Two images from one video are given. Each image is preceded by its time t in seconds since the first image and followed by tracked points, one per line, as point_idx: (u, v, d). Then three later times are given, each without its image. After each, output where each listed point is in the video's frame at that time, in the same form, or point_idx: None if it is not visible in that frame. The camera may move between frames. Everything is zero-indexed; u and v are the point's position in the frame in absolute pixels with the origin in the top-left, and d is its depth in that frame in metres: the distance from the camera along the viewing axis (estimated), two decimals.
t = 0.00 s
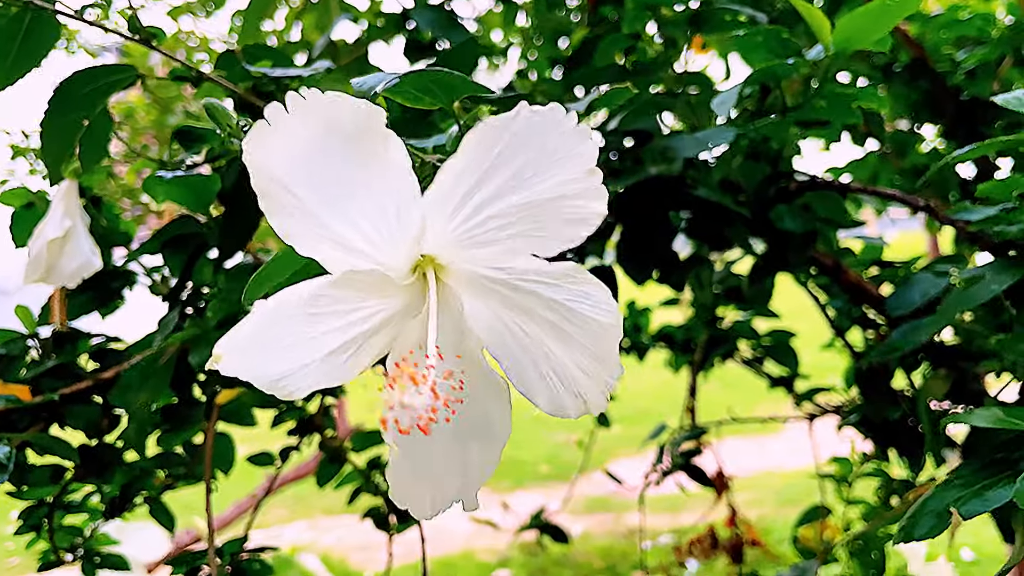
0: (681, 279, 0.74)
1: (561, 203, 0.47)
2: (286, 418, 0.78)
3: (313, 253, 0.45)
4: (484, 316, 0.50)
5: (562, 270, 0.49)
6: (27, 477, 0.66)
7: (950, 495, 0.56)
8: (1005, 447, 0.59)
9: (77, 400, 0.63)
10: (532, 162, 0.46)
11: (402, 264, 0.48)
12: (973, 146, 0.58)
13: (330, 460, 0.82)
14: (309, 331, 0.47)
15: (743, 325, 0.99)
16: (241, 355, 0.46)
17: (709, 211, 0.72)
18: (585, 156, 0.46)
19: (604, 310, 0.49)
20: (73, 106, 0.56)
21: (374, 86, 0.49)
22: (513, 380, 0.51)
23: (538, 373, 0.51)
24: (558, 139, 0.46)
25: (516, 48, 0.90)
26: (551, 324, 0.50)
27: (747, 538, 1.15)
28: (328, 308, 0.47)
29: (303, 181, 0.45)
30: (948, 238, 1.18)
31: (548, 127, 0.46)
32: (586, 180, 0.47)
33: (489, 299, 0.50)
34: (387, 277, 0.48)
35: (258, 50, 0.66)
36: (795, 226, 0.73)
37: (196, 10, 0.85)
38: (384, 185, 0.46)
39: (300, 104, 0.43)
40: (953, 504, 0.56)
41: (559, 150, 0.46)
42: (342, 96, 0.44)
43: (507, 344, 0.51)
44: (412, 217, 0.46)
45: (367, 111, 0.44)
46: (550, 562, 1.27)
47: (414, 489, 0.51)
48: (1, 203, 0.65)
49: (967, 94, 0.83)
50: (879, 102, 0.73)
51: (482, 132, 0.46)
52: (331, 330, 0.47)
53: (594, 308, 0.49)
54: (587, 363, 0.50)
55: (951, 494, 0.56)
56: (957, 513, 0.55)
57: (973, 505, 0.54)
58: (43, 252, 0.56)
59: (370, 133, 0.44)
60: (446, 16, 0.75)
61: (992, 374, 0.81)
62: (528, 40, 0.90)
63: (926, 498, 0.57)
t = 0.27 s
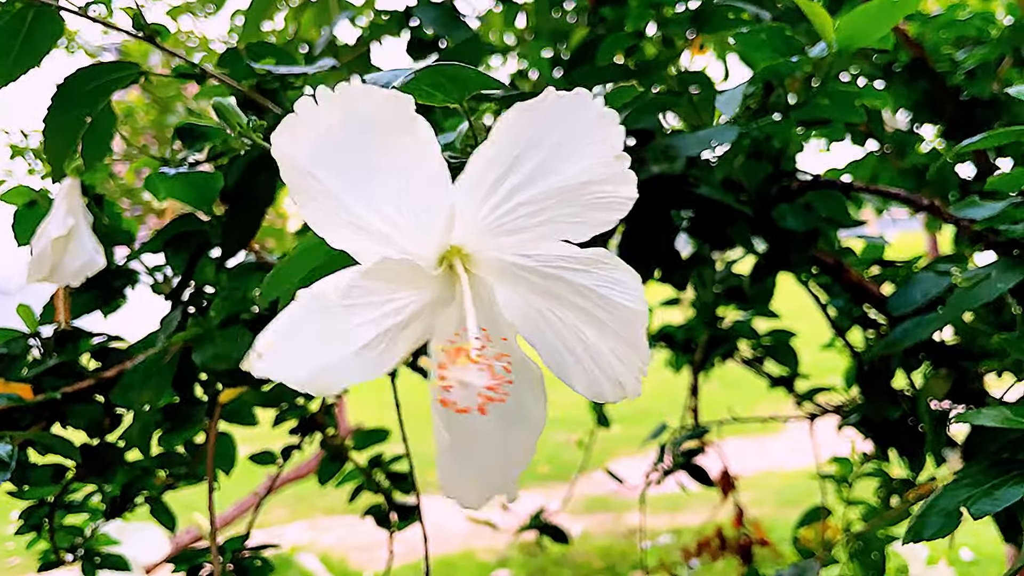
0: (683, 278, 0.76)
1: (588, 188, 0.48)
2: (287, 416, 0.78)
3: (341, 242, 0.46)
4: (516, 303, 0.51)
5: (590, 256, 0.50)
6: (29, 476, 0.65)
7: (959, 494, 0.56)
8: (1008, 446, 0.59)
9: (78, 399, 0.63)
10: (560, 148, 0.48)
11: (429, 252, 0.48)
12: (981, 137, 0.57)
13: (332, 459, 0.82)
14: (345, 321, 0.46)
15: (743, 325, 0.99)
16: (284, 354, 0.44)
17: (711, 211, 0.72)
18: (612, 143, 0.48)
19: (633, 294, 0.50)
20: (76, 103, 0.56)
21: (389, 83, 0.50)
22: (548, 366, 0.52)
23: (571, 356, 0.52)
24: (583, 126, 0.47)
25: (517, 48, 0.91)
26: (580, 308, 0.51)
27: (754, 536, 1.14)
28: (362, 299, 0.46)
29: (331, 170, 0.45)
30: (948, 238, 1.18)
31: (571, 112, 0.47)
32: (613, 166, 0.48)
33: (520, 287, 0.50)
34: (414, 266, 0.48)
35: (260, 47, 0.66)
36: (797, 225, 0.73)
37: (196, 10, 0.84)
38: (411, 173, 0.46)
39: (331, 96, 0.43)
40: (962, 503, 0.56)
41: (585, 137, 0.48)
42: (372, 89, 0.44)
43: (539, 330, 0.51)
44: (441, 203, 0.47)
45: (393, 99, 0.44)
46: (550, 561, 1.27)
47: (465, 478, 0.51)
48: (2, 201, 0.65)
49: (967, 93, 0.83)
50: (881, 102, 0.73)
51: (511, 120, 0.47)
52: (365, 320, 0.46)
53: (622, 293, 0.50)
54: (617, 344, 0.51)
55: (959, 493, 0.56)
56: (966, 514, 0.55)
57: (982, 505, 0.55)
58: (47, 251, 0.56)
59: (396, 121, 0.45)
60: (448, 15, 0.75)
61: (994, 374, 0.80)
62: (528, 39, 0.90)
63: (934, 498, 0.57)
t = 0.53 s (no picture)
0: (681, 281, 0.76)
1: (637, 219, 0.46)
2: (286, 421, 0.78)
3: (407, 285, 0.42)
4: (565, 331, 0.48)
5: (638, 282, 0.48)
6: (29, 482, 0.66)
7: (955, 501, 0.56)
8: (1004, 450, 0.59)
9: (78, 405, 0.63)
10: (613, 180, 0.45)
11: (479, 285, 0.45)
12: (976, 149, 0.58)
13: (331, 462, 0.82)
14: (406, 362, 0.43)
15: (741, 326, 0.99)
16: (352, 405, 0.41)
17: (707, 213, 0.73)
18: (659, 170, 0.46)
19: (674, 317, 0.49)
20: (74, 115, 0.58)
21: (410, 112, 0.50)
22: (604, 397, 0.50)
23: (614, 379, 0.50)
24: (636, 156, 0.45)
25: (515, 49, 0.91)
26: (631, 337, 0.49)
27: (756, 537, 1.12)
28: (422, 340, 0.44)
29: (408, 214, 0.42)
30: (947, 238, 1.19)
31: (626, 143, 0.45)
32: (662, 194, 0.46)
33: (573, 319, 0.48)
34: (464, 299, 0.45)
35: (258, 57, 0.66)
36: (795, 228, 0.73)
37: (195, 10, 0.84)
38: (476, 210, 0.43)
39: (407, 139, 0.41)
40: (958, 511, 0.56)
41: (636, 166, 0.45)
42: (439, 124, 0.42)
43: (593, 361, 0.49)
44: (503, 239, 0.44)
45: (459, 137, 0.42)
46: (549, 561, 1.29)
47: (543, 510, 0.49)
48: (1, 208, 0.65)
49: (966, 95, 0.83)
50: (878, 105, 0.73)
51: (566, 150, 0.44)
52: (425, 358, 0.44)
53: (664, 315, 0.48)
54: (670, 372, 0.50)
55: (956, 500, 0.56)
56: (961, 521, 0.55)
57: (978, 512, 0.55)
58: (45, 261, 0.56)
59: (463, 158, 0.42)
60: (447, 18, 0.75)
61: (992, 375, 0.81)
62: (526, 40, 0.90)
63: (931, 505, 0.57)
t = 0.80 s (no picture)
0: (678, 280, 0.75)
1: (513, 161, 0.36)
2: (284, 419, 0.78)
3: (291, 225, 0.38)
4: (436, 279, 0.39)
5: (518, 231, 0.38)
6: (28, 480, 0.66)
7: (949, 498, 0.56)
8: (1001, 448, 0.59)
9: (77, 402, 0.63)
10: (486, 117, 0.36)
11: (361, 227, 0.38)
12: (988, 158, 0.57)
13: (330, 461, 0.82)
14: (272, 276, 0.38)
15: (740, 326, 0.99)
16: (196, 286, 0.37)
17: (705, 214, 0.72)
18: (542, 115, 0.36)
19: (561, 277, 0.38)
20: (74, 109, 0.56)
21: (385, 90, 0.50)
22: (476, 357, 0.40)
23: (488, 339, 0.39)
24: (518, 94, 0.36)
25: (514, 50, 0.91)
26: (505, 286, 0.38)
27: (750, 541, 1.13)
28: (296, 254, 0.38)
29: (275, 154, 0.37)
30: (945, 238, 1.19)
31: (502, 83, 0.36)
32: (540, 140, 0.36)
33: (449, 265, 0.39)
34: (340, 234, 0.38)
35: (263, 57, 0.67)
36: (793, 229, 0.73)
37: (193, 11, 0.84)
38: (355, 144, 0.37)
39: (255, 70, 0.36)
40: (952, 507, 0.56)
41: (511, 101, 0.36)
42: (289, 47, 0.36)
43: (464, 317, 0.39)
44: (370, 172, 0.37)
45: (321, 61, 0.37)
46: (548, 562, 1.28)
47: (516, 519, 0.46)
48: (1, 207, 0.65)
49: (964, 95, 0.83)
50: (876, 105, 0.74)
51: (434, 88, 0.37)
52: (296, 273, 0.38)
53: (550, 272, 0.38)
54: (551, 336, 0.39)
55: (950, 497, 0.56)
56: (956, 516, 0.55)
57: (972, 509, 0.54)
58: (45, 257, 0.56)
59: (329, 89, 0.37)
60: (444, 21, 0.75)
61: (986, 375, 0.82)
62: (525, 41, 0.91)
63: (927, 501, 0.57)
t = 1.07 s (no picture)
0: (679, 277, 0.75)
1: (590, 193, 0.46)
2: (284, 415, 0.78)
3: (348, 236, 0.43)
4: (515, 306, 0.49)
5: (588, 258, 0.47)
6: (27, 474, 0.66)
7: (948, 483, 0.57)
8: (1002, 439, 0.60)
9: (78, 395, 0.63)
10: (566, 153, 0.45)
11: (427, 246, 0.45)
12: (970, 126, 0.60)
13: (329, 458, 0.82)
14: (354, 312, 0.44)
15: (740, 325, 0.99)
16: (274, 326, 0.42)
17: (707, 211, 0.73)
18: (616, 150, 0.45)
19: (621, 300, 0.48)
20: (78, 101, 0.56)
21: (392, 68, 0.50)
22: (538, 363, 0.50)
23: (566, 358, 0.49)
24: (593, 134, 0.45)
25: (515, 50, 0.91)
26: (571, 307, 0.48)
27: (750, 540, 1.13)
28: (365, 288, 0.44)
29: (337, 159, 0.42)
30: (943, 239, 1.19)
31: (581, 119, 0.45)
32: (614, 171, 0.46)
33: (515, 286, 0.48)
34: (414, 258, 0.45)
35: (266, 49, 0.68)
36: (793, 226, 0.73)
37: (194, 11, 0.85)
38: (429, 174, 0.44)
39: (343, 82, 0.41)
40: (951, 493, 0.56)
41: (591, 142, 0.45)
42: (383, 78, 0.41)
43: (534, 329, 0.49)
44: (446, 200, 0.45)
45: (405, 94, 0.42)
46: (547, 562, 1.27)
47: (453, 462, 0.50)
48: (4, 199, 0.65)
49: (963, 95, 0.84)
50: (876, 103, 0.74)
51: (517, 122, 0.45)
52: (366, 311, 0.44)
53: (618, 298, 0.48)
54: (608, 347, 0.49)
55: (948, 483, 0.56)
56: (954, 501, 0.55)
57: (970, 493, 0.55)
58: (48, 247, 0.56)
59: (410, 118, 0.43)
60: (447, 18, 0.75)
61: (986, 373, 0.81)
62: (527, 41, 0.91)
63: (923, 488, 0.57)
